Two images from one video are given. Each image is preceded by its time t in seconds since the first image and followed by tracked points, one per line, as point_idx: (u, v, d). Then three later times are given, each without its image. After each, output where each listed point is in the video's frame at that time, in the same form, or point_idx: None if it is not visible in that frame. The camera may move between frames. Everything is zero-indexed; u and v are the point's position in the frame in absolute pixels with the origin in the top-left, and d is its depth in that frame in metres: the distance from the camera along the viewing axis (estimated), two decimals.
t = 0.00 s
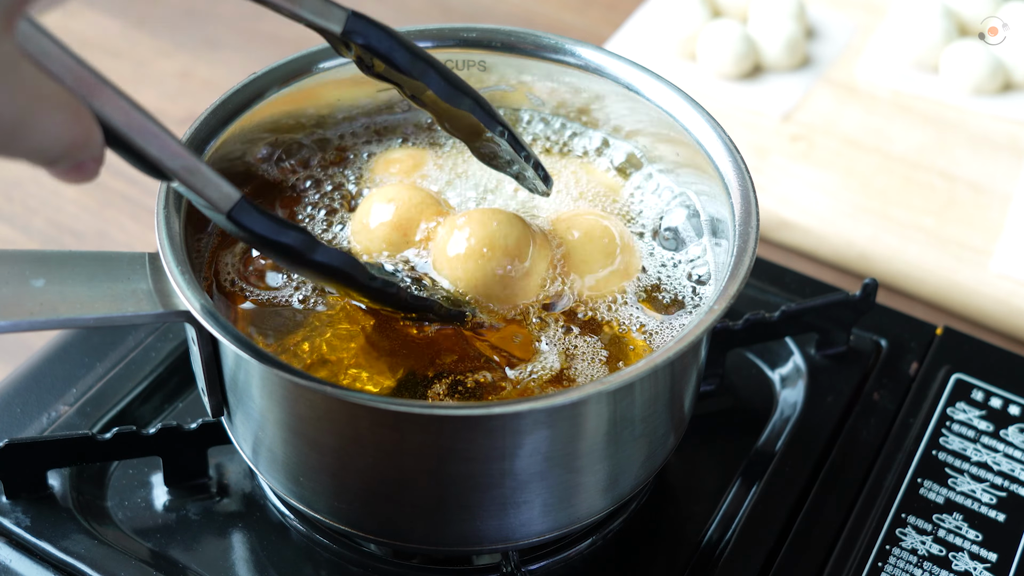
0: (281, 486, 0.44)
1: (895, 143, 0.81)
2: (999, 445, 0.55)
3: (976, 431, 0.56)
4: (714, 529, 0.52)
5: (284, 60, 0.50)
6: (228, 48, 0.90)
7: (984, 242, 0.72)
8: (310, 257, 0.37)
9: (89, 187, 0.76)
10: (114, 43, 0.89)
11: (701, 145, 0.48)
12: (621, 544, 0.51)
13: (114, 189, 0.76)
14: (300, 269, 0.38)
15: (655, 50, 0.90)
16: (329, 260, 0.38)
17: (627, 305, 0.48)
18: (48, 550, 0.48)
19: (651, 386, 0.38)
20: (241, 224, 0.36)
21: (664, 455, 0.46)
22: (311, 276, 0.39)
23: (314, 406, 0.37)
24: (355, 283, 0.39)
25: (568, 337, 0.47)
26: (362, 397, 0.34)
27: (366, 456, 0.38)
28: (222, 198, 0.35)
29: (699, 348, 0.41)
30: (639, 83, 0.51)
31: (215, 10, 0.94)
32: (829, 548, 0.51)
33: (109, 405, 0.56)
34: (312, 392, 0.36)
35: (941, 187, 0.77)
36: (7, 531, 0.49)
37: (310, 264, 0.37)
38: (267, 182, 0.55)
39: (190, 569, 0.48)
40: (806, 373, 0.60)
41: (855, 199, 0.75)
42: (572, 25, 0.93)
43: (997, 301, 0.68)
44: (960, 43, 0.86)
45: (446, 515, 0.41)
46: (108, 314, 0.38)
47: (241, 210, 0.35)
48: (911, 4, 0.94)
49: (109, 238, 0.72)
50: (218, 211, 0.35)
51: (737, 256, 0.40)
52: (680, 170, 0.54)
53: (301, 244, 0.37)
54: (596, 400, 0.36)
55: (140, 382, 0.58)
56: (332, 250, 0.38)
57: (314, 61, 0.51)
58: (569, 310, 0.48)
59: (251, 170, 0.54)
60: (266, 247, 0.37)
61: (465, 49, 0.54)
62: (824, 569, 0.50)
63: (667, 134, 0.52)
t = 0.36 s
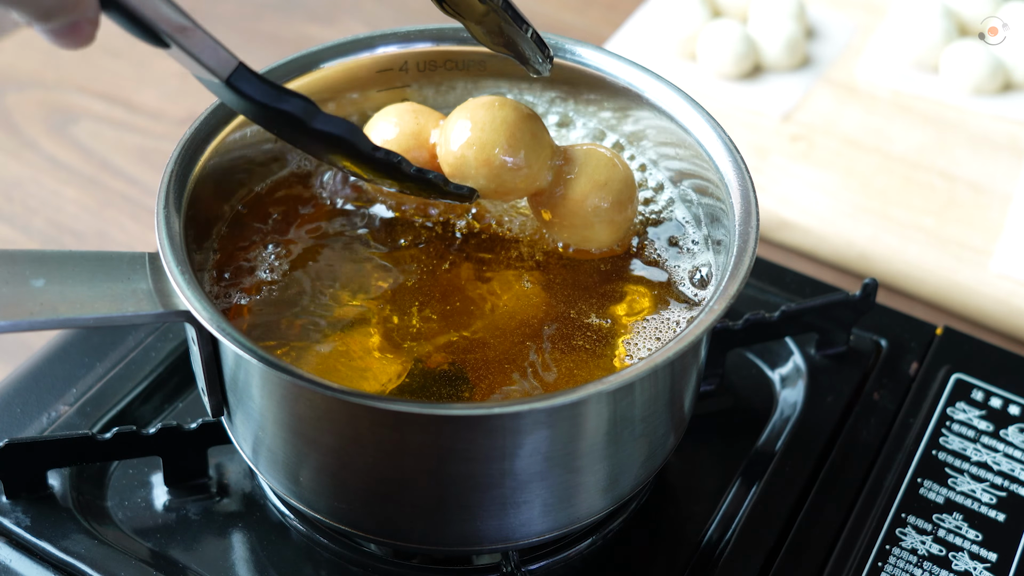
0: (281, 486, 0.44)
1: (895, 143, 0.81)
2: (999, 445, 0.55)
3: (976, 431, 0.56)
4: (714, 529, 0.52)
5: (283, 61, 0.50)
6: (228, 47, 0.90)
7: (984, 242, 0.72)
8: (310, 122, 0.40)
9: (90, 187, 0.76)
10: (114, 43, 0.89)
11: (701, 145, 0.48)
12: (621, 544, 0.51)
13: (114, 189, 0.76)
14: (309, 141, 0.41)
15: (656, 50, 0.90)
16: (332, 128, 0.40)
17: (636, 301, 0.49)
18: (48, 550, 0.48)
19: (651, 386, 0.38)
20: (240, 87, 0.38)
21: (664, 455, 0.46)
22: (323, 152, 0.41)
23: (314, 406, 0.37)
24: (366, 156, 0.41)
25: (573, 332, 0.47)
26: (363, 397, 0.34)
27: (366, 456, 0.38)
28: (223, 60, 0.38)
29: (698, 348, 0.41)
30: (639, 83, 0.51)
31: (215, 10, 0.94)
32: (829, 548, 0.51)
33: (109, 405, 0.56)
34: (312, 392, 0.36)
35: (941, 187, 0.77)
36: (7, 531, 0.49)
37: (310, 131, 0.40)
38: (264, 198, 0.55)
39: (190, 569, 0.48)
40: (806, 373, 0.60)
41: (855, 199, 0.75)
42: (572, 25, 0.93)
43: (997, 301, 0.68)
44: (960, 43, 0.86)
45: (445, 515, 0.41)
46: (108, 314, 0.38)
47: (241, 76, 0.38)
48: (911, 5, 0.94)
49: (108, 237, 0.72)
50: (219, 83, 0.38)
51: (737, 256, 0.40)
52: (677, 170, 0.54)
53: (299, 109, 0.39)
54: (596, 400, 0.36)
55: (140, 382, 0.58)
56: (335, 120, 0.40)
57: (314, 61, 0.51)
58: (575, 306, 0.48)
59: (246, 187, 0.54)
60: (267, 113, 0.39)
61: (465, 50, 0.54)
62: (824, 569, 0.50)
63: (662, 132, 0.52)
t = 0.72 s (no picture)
0: (281, 486, 0.44)
1: (895, 144, 0.81)
2: (999, 445, 0.55)
3: (976, 431, 0.56)
4: (714, 529, 0.52)
5: (283, 61, 0.50)
6: (228, 47, 0.90)
7: (984, 242, 0.72)
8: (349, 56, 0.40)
9: (89, 187, 0.76)
10: (114, 43, 0.89)
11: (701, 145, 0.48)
12: (621, 544, 0.51)
13: (114, 189, 0.76)
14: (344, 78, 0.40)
15: (656, 50, 0.90)
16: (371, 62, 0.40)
17: (635, 299, 0.49)
18: (48, 550, 0.48)
19: (651, 386, 0.38)
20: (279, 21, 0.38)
21: (665, 455, 0.46)
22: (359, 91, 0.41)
23: (314, 406, 0.37)
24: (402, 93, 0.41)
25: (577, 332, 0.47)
26: (363, 398, 0.34)
27: (367, 456, 0.38)
28: None
29: (698, 349, 0.41)
30: (639, 83, 0.51)
31: (215, 10, 0.94)
32: (829, 549, 0.51)
33: (109, 405, 0.56)
34: (312, 393, 0.36)
35: (941, 187, 0.77)
36: (7, 531, 0.49)
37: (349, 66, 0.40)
38: (264, 206, 0.55)
39: (190, 569, 0.48)
40: (806, 373, 0.60)
41: (855, 199, 0.75)
42: (572, 25, 0.93)
43: (997, 301, 0.68)
44: (960, 43, 0.86)
45: (445, 515, 0.41)
46: (108, 314, 0.38)
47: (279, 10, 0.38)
48: (911, 5, 0.94)
49: (108, 237, 0.72)
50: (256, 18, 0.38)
51: (737, 256, 0.40)
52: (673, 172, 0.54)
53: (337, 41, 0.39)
54: (596, 400, 0.36)
55: (140, 382, 0.58)
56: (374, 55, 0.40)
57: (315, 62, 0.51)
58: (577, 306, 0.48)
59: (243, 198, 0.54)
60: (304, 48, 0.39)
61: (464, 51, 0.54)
62: (824, 569, 0.50)
63: (656, 132, 0.52)
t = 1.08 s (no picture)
0: (281, 486, 0.44)
1: (895, 143, 0.81)
2: (999, 445, 0.55)
3: (976, 431, 0.56)
4: (714, 529, 0.52)
5: (284, 60, 0.50)
6: (228, 47, 0.90)
7: (984, 242, 0.72)
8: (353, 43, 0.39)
9: (89, 187, 0.76)
10: (114, 43, 0.89)
11: (701, 146, 0.48)
12: (621, 545, 0.51)
13: (114, 189, 0.76)
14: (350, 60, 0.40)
15: (656, 50, 0.90)
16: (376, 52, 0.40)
17: (637, 298, 0.49)
18: (48, 550, 0.48)
19: (651, 386, 0.38)
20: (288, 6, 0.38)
21: (664, 455, 0.46)
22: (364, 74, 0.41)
23: (314, 406, 0.37)
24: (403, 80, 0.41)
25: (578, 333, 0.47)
26: (363, 398, 0.34)
27: (366, 456, 0.38)
28: None
29: (698, 349, 0.41)
30: (639, 83, 0.51)
31: (215, 10, 0.94)
32: (829, 548, 0.51)
33: (109, 405, 0.56)
34: (312, 393, 0.36)
35: (941, 187, 0.77)
36: (7, 531, 0.49)
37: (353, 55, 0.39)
38: (261, 202, 0.54)
39: (190, 569, 0.48)
40: (806, 373, 0.60)
41: (855, 199, 0.75)
42: (572, 25, 0.93)
43: (997, 301, 0.68)
44: (960, 43, 0.86)
45: (445, 515, 0.41)
46: (108, 314, 0.38)
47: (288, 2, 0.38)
48: (911, 5, 0.94)
49: (108, 237, 0.72)
50: None
51: (737, 256, 0.40)
52: (672, 173, 0.54)
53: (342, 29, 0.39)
54: (596, 400, 0.36)
55: (140, 382, 0.58)
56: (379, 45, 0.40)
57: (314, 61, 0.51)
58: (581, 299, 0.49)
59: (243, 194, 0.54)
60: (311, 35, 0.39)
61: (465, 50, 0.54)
62: (824, 569, 0.50)
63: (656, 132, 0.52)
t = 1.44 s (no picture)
0: (281, 486, 0.44)
1: (895, 143, 0.81)
2: (999, 445, 0.55)
3: (976, 431, 0.56)
4: (714, 529, 0.52)
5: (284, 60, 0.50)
6: (228, 47, 0.90)
7: (984, 242, 0.72)
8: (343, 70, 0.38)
9: (89, 187, 0.76)
10: (114, 43, 0.89)
11: (701, 145, 0.48)
12: (621, 544, 0.51)
13: (114, 189, 0.76)
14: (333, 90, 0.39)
15: (655, 50, 0.90)
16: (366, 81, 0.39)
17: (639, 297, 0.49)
18: (48, 550, 0.48)
19: (651, 386, 0.38)
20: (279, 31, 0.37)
21: (664, 455, 0.46)
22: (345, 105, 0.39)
23: (314, 406, 0.37)
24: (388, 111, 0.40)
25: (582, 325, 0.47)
26: (363, 398, 0.34)
27: (366, 456, 0.38)
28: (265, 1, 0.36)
29: (699, 348, 0.41)
30: (639, 83, 0.51)
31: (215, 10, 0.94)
32: (829, 548, 0.51)
33: (109, 405, 0.56)
34: (312, 393, 0.36)
35: (941, 187, 0.77)
36: (7, 531, 0.49)
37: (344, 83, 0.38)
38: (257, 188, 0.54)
39: (190, 569, 0.48)
40: (806, 373, 0.60)
41: (855, 199, 0.75)
42: (572, 25, 0.93)
43: (997, 301, 0.68)
44: (960, 43, 0.86)
45: (445, 514, 0.41)
46: (108, 314, 0.38)
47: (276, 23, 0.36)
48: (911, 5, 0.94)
49: (108, 237, 0.72)
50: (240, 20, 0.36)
51: (737, 256, 0.40)
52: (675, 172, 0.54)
53: (338, 57, 0.38)
54: (596, 400, 0.36)
55: (140, 382, 0.58)
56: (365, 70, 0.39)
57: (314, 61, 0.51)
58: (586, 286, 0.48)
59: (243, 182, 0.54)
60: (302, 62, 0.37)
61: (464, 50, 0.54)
62: (824, 569, 0.50)
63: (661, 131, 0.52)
